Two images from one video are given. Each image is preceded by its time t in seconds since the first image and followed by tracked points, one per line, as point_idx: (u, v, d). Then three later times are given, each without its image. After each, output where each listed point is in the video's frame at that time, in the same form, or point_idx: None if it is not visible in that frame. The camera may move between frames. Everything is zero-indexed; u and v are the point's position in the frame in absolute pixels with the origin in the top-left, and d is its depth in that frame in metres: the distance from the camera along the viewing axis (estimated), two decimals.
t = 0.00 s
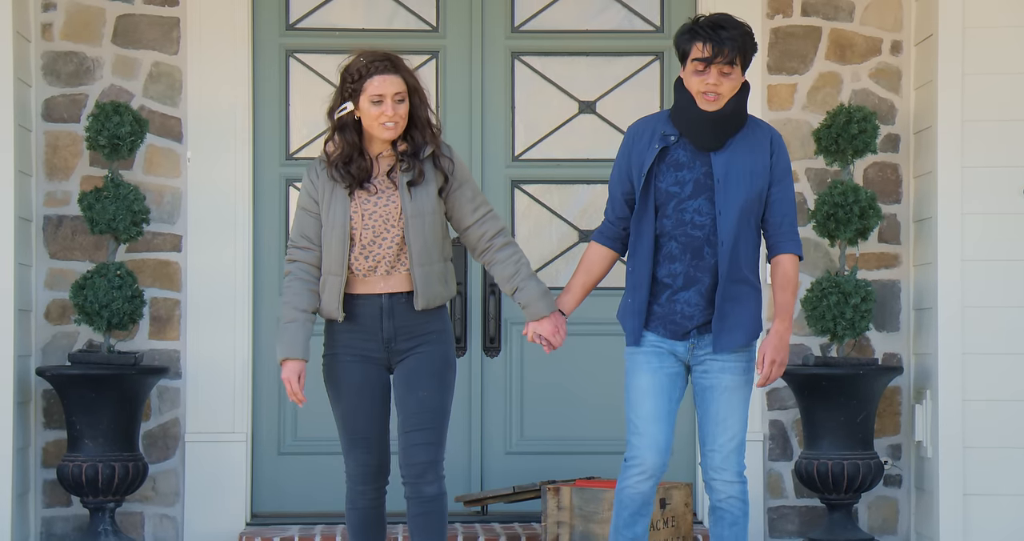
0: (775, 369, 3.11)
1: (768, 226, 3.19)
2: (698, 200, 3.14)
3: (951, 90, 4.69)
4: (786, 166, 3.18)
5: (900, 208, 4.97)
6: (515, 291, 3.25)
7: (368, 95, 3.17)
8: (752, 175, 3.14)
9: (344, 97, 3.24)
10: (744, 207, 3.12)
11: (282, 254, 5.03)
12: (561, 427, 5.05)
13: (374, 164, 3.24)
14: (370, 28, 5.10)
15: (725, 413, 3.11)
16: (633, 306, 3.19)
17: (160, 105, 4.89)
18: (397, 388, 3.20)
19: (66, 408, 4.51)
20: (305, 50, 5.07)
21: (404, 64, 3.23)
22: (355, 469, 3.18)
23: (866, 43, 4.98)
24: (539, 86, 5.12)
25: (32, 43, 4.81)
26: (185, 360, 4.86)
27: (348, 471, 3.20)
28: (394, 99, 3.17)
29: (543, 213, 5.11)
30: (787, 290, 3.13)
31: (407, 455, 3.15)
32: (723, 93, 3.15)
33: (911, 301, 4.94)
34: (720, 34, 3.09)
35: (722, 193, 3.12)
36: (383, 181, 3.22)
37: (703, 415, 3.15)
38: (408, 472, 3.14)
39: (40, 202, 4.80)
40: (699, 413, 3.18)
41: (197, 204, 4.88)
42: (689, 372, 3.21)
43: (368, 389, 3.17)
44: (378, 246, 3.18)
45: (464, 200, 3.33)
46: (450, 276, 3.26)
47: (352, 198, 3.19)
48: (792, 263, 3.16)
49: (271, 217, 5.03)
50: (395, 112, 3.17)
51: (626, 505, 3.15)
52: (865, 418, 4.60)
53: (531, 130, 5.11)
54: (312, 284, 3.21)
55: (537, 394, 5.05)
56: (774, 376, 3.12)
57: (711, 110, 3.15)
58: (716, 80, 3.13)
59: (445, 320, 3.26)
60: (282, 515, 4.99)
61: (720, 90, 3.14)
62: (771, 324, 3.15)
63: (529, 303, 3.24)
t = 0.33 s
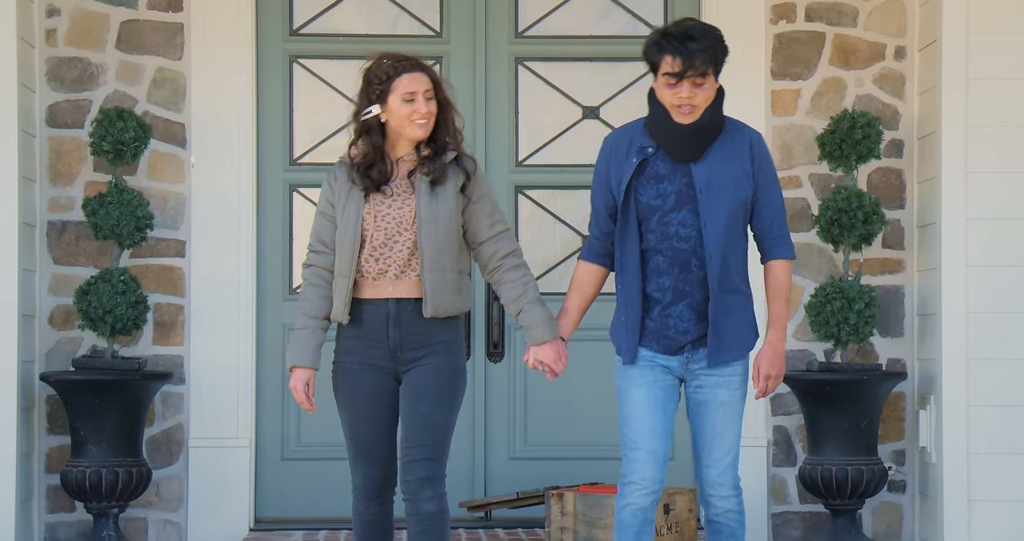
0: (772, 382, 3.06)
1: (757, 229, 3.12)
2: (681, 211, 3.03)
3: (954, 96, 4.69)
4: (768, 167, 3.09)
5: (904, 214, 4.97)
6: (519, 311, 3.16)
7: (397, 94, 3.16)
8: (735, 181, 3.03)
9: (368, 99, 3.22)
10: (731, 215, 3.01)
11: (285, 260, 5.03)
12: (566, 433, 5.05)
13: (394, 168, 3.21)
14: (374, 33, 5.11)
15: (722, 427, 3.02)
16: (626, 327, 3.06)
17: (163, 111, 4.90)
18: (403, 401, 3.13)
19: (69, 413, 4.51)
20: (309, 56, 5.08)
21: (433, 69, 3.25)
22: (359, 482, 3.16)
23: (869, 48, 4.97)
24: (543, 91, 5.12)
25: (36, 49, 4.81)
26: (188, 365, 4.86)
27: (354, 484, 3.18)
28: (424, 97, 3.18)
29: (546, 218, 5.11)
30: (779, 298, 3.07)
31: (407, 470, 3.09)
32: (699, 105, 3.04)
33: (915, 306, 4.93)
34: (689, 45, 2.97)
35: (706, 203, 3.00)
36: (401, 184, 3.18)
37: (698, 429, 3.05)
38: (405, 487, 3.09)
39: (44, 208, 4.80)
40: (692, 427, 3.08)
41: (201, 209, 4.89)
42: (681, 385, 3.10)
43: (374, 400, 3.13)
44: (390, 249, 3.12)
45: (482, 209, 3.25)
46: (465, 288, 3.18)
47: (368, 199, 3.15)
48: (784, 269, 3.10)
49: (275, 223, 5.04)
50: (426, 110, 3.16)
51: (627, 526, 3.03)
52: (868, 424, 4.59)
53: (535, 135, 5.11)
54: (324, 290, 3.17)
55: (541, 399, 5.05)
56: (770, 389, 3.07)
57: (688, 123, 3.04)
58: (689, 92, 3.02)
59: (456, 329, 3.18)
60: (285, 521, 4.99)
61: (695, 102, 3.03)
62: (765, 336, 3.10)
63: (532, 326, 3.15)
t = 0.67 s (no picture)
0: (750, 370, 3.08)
1: (743, 219, 3.06)
2: (664, 209, 2.93)
3: (957, 99, 4.69)
4: (749, 158, 3.00)
5: (908, 216, 4.97)
6: (516, 310, 3.06)
7: (422, 92, 3.07)
8: (714, 175, 2.94)
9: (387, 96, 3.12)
10: (714, 208, 2.92)
11: (289, 263, 5.04)
12: (569, 436, 5.05)
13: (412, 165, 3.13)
14: (377, 36, 5.11)
15: (713, 417, 2.88)
16: (599, 330, 2.98)
17: (167, 114, 4.90)
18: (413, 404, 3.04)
19: (72, 416, 4.51)
20: (312, 58, 5.08)
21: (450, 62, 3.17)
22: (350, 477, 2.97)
23: (873, 51, 4.97)
24: (546, 93, 5.12)
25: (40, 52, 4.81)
26: (192, 368, 4.86)
27: (345, 479, 2.99)
28: (446, 94, 3.10)
29: (550, 221, 5.11)
30: (763, 286, 3.05)
31: (419, 477, 3.04)
32: (670, 99, 2.92)
33: (919, 309, 4.93)
34: (654, 42, 2.83)
35: (689, 199, 2.90)
36: (421, 182, 3.10)
37: (690, 425, 2.92)
38: (416, 492, 3.05)
39: (47, 210, 4.80)
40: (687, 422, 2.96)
41: (205, 211, 4.89)
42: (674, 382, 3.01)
43: (382, 395, 3.00)
44: (409, 249, 3.04)
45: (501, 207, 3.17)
46: (484, 288, 3.12)
47: (387, 199, 3.07)
48: (770, 259, 3.07)
49: (278, 226, 5.04)
50: (451, 107, 3.09)
51: (627, 533, 2.94)
52: (872, 427, 4.59)
53: (538, 138, 5.11)
54: (338, 290, 3.12)
55: (545, 401, 5.05)
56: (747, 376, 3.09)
57: (661, 118, 2.94)
58: (659, 88, 2.90)
59: (474, 333, 3.11)
60: (288, 523, 4.99)
61: (666, 98, 2.91)
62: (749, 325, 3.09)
63: (524, 327, 3.05)
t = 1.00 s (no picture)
0: (774, 388, 2.90)
1: (759, 232, 2.96)
2: (672, 209, 2.93)
3: (958, 103, 4.69)
4: (768, 166, 2.93)
5: (909, 221, 4.96)
6: (522, 315, 3.10)
7: (413, 97, 3.04)
8: (727, 178, 2.91)
9: (375, 103, 3.07)
10: (721, 212, 2.90)
11: (290, 267, 5.03)
12: (569, 440, 5.05)
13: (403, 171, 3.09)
14: (378, 40, 5.11)
15: (713, 427, 2.86)
16: (604, 327, 2.98)
17: (168, 118, 4.90)
18: (414, 412, 3.03)
19: (73, 420, 4.50)
20: (313, 62, 5.08)
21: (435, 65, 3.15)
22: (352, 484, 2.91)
23: (874, 55, 4.97)
24: (546, 97, 5.12)
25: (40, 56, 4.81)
26: (192, 373, 4.86)
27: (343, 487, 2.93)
28: (435, 98, 3.07)
29: (551, 225, 5.11)
30: (779, 299, 2.91)
31: (420, 486, 3.05)
32: (685, 94, 2.94)
33: (920, 313, 4.93)
34: (671, 32, 2.87)
35: (697, 199, 2.89)
36: (414, 188, 3.07)
37: (692, 434, 2.90)
38: (415, 499, 3.06)
39: (47, 215, 4.80)
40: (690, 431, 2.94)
41: (205, 215, 4.89)
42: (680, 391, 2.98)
43: (381, 402, 2.97)
44: (408, 257, 3.00)
45: (493, 211, 3.19)
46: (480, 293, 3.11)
47: (381, 207, 3.02)
48: (786, 271, 2.93)
49: (279, 231, 5.03)
50: (440, 111, 3.06)
51: None
52: (872, 431, 4.59)
53: (539, 142, 5.11)
54: (329, 301, 3.05)
55: (546, 405, 5.05)
56: (771, 396, 2.91)
57: (675, 113, 2.95)
58: (674, 81, 2.92)
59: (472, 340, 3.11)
60: (289, 528, 4.99)
61: (682, 91, 2.93)
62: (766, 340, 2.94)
63: (534, 332, 3.09)
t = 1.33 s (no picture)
0: (748, 392, 2.77)
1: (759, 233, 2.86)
2: (672, 205, 2.97)
3: (959, 108, 4.69)
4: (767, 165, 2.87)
5: (909, 226, 4.96)
6: (517, 306, 3.13)
7: (386, 93, 3.01)
8: (724, 178, 2.89)
9: (345, 98, 3.02)
10: (715, 211, 2.89)
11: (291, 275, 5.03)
12: (568, 446, 5.04)
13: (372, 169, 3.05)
14: (378, 46, 5.11)
15: (714, 440, 2.86)
16: (622, 317, 3.02)
17: (168, 124, 4.90)
18: (400, 417, 3.01)
19: (73, 426, 4.50)
20: (313, 69, 5.08)
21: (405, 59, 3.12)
22: (343, 498, 2.90)
23: (874, 61, 4.97)
24: (546, 103, 5.12)
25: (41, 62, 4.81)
26: (192, 379, 4.86)
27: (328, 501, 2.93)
28: (408, 96, 3.04)
29: (551, 231, 5.10)
30: (773, 303, 2.79)
31: (412, 492, 3.02)
32: (686, 88, 2.98)
33: (921, 319, 4.92)
34: (676, 23, 2.96)
35: (693, 196, 2.91)
36: (383, 187, 3.04)
37: (695, 441, 2.91)
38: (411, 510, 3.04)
39: (48, 221, 4.80)
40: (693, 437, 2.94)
41: (204, 222, 4.89)
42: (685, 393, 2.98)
43: (363, 412, 2.95)
44: (383, 258, 2.98)
45: (465, 209, 3.19)
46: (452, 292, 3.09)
47: (351, 206, 2.98)
48: (786, 276, 2.80)
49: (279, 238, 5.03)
50: (412, 109, 3.03)
51: None
52: (873, 437, 4.58)
53: (539, 148, 5.11)
54: (298, 304, 2.99)
55: (545, 411, 5.04)
56: (747, 399, 2.79)
57: (676, 106, 2.99)
58: (676, 74, 2.99)
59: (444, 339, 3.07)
60: (288, 534, 4.98)
61: (683, 84, 2.98)
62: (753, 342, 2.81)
63: (535, 320, 3.13)
